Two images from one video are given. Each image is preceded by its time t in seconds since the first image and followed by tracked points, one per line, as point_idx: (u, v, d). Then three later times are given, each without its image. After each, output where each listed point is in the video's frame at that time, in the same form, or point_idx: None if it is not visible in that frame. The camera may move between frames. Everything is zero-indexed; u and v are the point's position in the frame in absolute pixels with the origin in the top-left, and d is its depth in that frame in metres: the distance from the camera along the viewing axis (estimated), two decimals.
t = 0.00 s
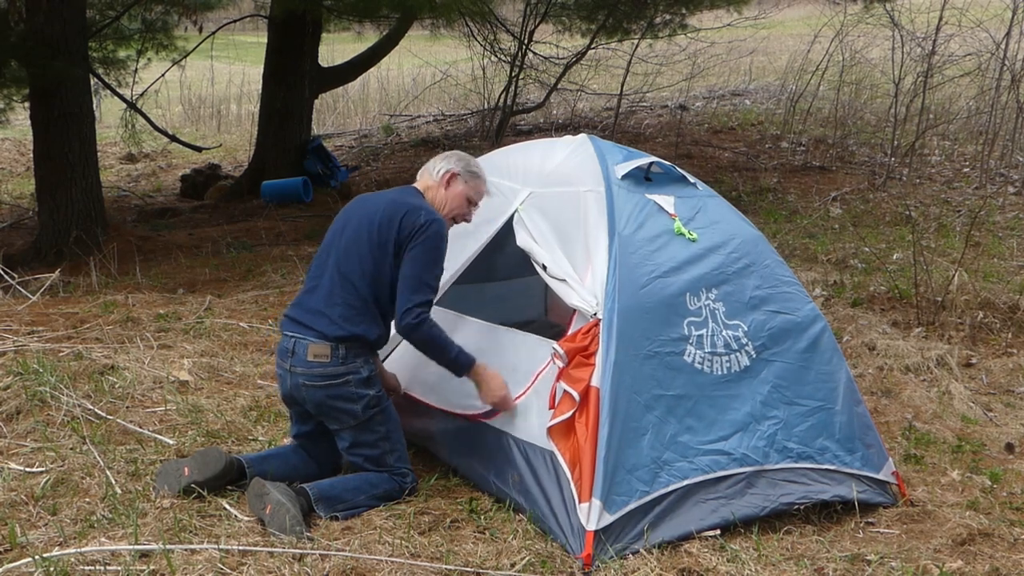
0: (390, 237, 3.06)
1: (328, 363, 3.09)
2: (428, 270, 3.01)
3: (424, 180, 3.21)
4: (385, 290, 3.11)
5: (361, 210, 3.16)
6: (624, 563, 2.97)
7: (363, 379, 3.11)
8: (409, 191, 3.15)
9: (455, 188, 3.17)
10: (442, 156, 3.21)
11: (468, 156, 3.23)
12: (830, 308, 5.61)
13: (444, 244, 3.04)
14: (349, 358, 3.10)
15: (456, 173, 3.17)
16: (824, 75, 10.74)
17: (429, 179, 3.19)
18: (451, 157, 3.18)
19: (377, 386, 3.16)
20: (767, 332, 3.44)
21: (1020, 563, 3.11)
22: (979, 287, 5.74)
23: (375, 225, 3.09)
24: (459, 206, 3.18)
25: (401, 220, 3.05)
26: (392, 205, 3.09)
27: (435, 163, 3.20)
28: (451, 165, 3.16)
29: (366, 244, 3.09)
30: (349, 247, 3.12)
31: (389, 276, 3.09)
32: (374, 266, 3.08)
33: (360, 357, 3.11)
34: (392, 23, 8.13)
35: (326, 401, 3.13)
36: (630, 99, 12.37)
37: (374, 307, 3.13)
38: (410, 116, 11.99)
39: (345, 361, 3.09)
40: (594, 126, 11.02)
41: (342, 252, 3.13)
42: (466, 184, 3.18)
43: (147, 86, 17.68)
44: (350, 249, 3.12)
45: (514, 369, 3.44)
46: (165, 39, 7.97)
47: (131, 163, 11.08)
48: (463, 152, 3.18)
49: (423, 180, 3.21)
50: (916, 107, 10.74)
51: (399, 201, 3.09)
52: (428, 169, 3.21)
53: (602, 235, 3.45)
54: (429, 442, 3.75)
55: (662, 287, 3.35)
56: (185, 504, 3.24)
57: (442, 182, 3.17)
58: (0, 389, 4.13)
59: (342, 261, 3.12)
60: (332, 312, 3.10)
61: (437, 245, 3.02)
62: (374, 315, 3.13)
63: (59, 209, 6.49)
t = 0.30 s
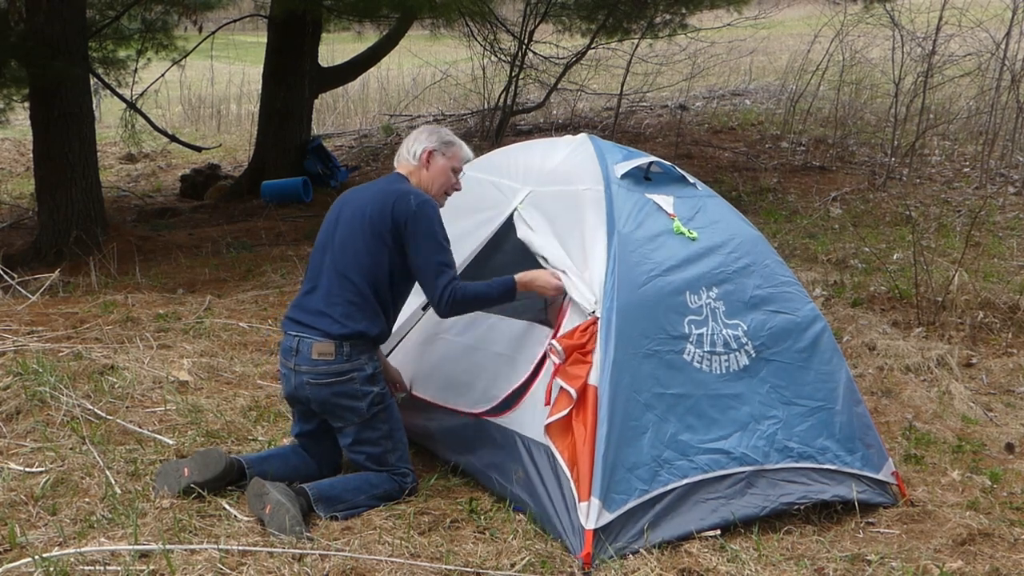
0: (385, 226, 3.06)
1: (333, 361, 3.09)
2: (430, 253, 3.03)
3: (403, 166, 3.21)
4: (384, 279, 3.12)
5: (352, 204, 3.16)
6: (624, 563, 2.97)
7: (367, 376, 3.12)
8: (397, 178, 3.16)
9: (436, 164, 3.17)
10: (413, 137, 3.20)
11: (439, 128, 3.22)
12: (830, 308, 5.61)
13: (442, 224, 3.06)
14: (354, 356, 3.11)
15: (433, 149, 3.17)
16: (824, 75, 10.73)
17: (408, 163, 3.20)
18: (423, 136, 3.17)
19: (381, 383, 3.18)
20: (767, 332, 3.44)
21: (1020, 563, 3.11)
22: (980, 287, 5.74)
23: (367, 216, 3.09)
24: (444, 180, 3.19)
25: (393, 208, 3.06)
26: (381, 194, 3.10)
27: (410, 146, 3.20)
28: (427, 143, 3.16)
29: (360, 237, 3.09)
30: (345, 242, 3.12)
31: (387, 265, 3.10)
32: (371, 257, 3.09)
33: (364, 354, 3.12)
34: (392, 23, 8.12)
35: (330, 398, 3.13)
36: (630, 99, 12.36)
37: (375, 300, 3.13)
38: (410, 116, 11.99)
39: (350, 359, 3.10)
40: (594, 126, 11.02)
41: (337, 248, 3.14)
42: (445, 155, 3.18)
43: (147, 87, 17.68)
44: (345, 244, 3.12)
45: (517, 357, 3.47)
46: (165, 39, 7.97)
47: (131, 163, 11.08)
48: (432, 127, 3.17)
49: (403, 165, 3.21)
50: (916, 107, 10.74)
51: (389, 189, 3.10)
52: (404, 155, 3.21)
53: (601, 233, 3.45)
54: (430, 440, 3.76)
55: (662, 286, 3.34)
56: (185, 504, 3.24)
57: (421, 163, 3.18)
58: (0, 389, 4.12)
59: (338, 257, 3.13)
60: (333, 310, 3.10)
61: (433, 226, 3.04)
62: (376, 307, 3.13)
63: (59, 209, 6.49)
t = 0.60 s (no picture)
0: (384, 223, 3.08)
1: (338, 357, 3.09)
2: (430, 247, 3.08)
3: (385, 161, 3.22)
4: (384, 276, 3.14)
5: (347, 204, 3.16)
6: (624, 563, 2.98)
7: (370, 372, 3.13)
8: (386, 174, 3.16)
9: (417, 154, 3.18)
10: (390, 130, 3.21)
11: (414, 116, 3.22)
12: (830, 307, 5.61)
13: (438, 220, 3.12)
14: (358, 352, 3.11)
15: (411, 139, 3.17)
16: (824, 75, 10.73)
17: (389, 158, 3.21)
18: (399, 128, 3.18)
19: (384, 379, 3.19)
20: (768, 331, 3.44)
21: (1020, 563, 3.11)
22: (979, 287, 5.74)
23: (364, 214, 3.10)
24: (427, 169, 3.21)
25: (391, 205, 3.07)
26: (376, 191, 3.11)
27: (388, 139, 3.21)
28: (405, 135, 3.17)
29: (359, 235, 3.10)
30: (344, 242, 3.12)
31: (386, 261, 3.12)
32: (371, 255, 3.10)
33: (368, 349, 3.13)
34: (392, 23, 8.13)
35: (333, 396, 3.13)
36: (630, 99, 12.37)
37: (376, 297, 3.15)
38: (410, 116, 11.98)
39: (355, 354, 3.10)
40: (594, 126, 11.02)
41: (336, 248, 3.14)
42: (425, 144, 3.19)
43: (147, 86, 17.68)
44: (344, 243, 3.12)
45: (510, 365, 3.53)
46: (165, 39, 7.97)
47: (131, 163, 11.08)
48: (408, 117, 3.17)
49: (384, 160, 3.22)
50: (916, 107, 10.75)
51: (383, 185, 3.11)
52: (383, 149, 3.22)
53: (601, 235, 3.45)
54: (428, 445, 3.75)
55: (662, 287, 3.35)
56: (185, 504, 3.25)
57: (402, 156, 3.19)
58: (0, 389, 4.13)
59: (338, 257, 3.13)
60: (337, 310, 3.10)
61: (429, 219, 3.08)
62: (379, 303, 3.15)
63: (59, 209, 6.49)
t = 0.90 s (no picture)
0: (383, 225, 3.07)
1: (336, 358, 3.09)
2: (428, 253, 3.07)
3: (394, 162, 3.21)
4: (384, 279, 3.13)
5: (350, 205, 3.16)
6: (624, 563, 2.98)
7: (369, 373, 3.12)
8: (391, 177, 3.16)
9: (426, 157, 3.17)
10: (401, 131, 3.20)
11: (426, 118, 3.20)
12: (830, 307, 5.61)
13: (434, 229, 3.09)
14: (356, 352, 3.11)
15: (421, 142, 3.16)
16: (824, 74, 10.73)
17: (398, 159, 3.20)
18: (410, 129, 3.17)
19: (382, 380, 3.17)
20: (768, 332, 3.44)
21: (1020, 563, 3.11)
22: (979, 287, 5.74)
23: (365, 215, 3.10)
24: (436, 172, 3.19)
25: (390, 209, 3.07)
26: (379, 193, 3.10)
27: (399, 141, 3.20)
28: (416, 137, 3.16)
29: (360, 237, 3.10)
30: (345, 243, 3.13)
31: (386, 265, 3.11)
32: (371, 257, 3.10)
33: (367, 351, 3.12)
34: (392, 23, 8.13)
35: (332, 397, 3.13)
36: (630, 99, 12.37)
37: (375, 300, 3.15)
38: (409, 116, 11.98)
39: (353, 356, 3.10)
40: (594, 126, 11.02)
41: (337, 249, 3.14)
42: (435, 147, 3.18)
43: (147, 86, 17.71)
44: (345, 244, 3.13)
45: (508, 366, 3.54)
46: (165, 39, 7.97)
47: (131, 163, 11.08)
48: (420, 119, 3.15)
49: (394, 161, 3.21)
50: (916, 107, 10.75)
51: (387, 187, 3.11)
52: (393, 150, 3.21)
53: (601, 235, 3.45)
54: (429, 445, 3.75)
55: (662, 287, 3.35)
56: (185, 504, 3.24)
57: (412, 158, 3.18)
58: (0, 389, 4.13)
59: (338, 259, 3.13)
60: (336, 311, 3.11)
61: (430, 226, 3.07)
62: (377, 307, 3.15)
63: (59, 209, 6.49)
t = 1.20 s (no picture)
0: (381, 228, 3.07)
1: (334, 359, 3.09)
2: (426, 256, 3.05)
3: (399, 161, 3.22)
4: (382, 283, 3.13)
5: (351, 205, 3.17)
6: (624, 563, 2.97)
7: (367, 376, 3.12)
8: (394, 177, 3.16)
9: (431, 156, 3.17)
10: (406, 130, 3.19)
11: (430, 117, 3.18)
12: (830, 307, 5.61)
13: (433, 231, 3.06)
14: (354, 355, 3.11)
15: (426, 141, 3.16)
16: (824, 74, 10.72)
17: (403, 159, 3.20)
18: (416, 128, 3.16)
19: (381, 383, 3.17)
20: (768, 332, 3.44)
21: (1020, 563, 3.11)
22: (979, 287, 5.74)
23: (364, 218, 3.10)
24: (441, 170, 3.18)
25: (387, 211, 3.06)
26: (378, 196, 3.10)
27: (404, 140, 3.20)
28: (420, 137, 3.15)
29: (359, 240, 3.10)
30: (345, 245, 3.14)
31: (384, 269, 3.10)
32: (368, 260, 3.09)
33: (364, 353, 3.12)
34: (392, 23, 8.12)
35: (331, 398, 3.12)
36: (630, 99, 12.37)
37: (373, 303, 3.14)
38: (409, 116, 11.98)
39: (351, 358, 3.10)
40: (594, 126, 11.02)
41: (338, 251, 3.15)
42: (440, 146, 3.17)
43: (147, 86, 17.71)
44: (345, 247, 3.13)
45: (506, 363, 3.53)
46: (165, 39, 7.97)
47: (131, 163, 11.08)
48: (425, 118, 3.15)
49: (399, 160, 3.21)
50: (916, 107, 10.75)
51: (388, 189, 3.10)
52: (398, 150, 3.21)
53: (602, 235, 3.45)
54: (429, 444, 3.74)
55: (663, 287, 3.35)
56: (185, 504, 3.24)
57: (416, 157, 3.18)
58: (0, 389, 4.12)
59: (338, 260, 3.14)
60: (334, 313, 3.11)
61: (428, 230, 3.05)
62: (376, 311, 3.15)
63: (59, 209, 6.49)
